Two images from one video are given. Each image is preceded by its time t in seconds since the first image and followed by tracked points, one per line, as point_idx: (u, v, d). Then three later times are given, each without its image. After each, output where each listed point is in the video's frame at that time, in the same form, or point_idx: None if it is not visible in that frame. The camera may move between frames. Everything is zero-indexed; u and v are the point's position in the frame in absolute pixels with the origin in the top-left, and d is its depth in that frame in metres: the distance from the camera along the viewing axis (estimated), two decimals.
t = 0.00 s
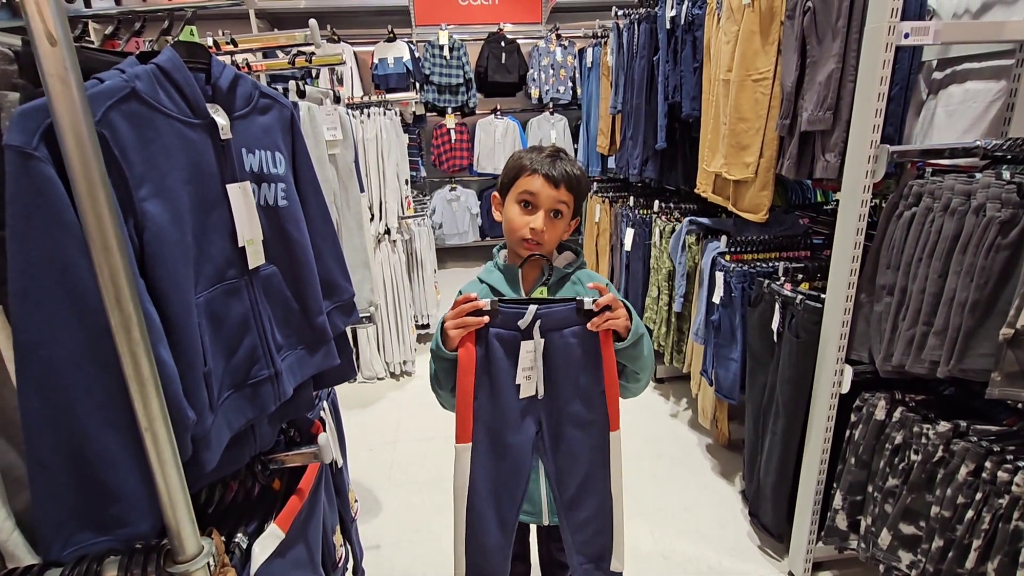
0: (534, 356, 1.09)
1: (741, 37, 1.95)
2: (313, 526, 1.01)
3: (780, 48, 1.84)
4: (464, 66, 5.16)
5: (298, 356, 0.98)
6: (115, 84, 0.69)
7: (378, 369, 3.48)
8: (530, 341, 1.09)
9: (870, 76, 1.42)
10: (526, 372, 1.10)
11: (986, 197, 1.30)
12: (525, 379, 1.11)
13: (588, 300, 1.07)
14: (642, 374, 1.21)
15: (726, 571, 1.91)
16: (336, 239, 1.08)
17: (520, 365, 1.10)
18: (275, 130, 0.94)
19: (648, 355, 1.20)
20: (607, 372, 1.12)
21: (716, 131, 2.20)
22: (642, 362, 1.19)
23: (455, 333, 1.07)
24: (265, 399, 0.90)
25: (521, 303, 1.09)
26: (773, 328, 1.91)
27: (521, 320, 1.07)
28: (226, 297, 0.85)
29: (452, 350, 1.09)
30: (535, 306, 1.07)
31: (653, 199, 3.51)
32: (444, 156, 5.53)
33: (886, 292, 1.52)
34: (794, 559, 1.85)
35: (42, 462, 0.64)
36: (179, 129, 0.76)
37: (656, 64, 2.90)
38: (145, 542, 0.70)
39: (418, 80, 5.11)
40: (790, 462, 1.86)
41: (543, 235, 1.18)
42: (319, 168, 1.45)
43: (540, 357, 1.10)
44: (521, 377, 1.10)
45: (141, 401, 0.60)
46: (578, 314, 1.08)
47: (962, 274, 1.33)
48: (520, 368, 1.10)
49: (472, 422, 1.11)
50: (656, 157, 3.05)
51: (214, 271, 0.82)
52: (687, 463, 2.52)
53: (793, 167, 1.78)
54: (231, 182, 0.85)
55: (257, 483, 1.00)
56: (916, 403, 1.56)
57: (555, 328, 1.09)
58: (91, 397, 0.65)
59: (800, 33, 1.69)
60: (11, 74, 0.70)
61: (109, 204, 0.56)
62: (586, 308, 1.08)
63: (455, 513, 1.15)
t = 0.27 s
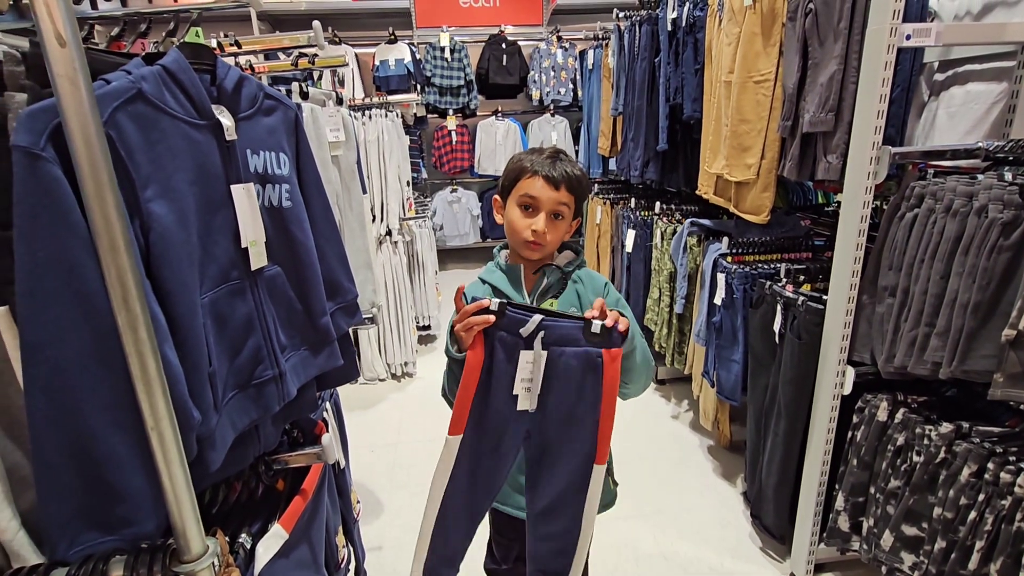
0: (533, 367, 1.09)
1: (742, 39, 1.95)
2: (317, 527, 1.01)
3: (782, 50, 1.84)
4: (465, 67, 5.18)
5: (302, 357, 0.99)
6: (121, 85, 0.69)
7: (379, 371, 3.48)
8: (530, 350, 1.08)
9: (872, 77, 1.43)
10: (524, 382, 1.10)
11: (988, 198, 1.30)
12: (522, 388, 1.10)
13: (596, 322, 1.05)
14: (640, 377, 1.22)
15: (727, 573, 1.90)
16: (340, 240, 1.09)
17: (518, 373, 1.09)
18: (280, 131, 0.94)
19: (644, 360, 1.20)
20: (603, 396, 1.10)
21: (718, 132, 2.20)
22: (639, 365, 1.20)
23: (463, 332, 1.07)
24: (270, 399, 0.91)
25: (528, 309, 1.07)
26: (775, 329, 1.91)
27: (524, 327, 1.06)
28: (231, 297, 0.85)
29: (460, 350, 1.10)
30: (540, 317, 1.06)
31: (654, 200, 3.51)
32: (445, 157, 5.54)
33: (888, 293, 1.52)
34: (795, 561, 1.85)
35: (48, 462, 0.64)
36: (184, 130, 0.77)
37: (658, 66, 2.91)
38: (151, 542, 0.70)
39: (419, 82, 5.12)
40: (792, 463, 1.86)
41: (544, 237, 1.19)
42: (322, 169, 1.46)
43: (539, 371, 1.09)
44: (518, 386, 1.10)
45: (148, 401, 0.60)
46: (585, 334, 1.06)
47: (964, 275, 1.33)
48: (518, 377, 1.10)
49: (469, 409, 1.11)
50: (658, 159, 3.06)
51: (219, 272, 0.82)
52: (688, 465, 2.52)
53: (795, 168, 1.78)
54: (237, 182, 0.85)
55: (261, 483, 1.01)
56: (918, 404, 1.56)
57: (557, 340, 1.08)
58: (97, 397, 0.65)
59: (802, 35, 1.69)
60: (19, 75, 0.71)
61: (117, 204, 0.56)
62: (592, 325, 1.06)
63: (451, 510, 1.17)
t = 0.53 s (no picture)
0: (542, 335, 1.08)
1: (742, 41, 1.96)
2: (317, 528, 1.01)
3: (781, 52, 1.85)
4: (466, 69, 5.20)
5: (303, 359, 1.00)
6: (124, 89, 0.70)
7: (380, 372, 3.48)
8: (534, 320, 1.08)
9: (871, 80, 1.43)
10: (536, 354, 1.09)
11: (987, 201, 1.30)
12: (536, 361, 1.10)
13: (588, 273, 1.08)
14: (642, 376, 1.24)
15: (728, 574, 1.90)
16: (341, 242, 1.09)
17: (528, 346, 1.09)
18: (281, 134, 0.94)
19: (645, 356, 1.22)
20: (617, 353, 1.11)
21: (717, 135, 2.20)
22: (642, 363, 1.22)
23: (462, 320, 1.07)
24: (271, 401, 0.91)
25: (519, 284, 1.09)
26: (775, 331, 1.91)
27: (521, 300, 1.07)
28: (233, 299, 0.85)
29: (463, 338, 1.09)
30: (532, 284, 1.07)
31: (654, 202, 3.52)
32: (445, 159, 5.55)
33: (888, 295, 1.53)
34: (795, 562, 1.85)
35: (50, 463, 0.64)
36: (187, 133, 0.77)
37: (658, 68, 2.91)
38: (152, 543, 0.70)
39: (420, 84, 5.13)
40: (792, 465, 1.86)
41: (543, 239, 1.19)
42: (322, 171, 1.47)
43: (548, 335, 1.08)
44: (530, 360, 1.09)
45: (150, 402, 0.61)
46: (579, 288, 1.09)
47: (963, 277, 1.33)
48: (528, 351, 1.09)
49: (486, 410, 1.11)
50: (657, 161, 3.06)
51: (221, 274, 0.83)
52: (688, 467, 2.52)
53: (795, 170, 1.79)
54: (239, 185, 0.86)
55: (261, 485, 1.02)
56: (918, 406, 1.56)
57: (557, 303, 1.08)
58: (99, 398, 0.66)
59: (801, 38, 1.70)
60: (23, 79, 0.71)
61: (120, 208, 0.57)
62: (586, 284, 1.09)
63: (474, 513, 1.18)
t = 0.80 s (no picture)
0: (537, 346, 1.08)
1: (742, 44, 1.96)
2: (319, 529, 1.01)
3: (781, 55, 1.85)
4: (466, 71, 5.21)
5: (304, 360, 1.01)
6: (128, 92, 0.70)
7: (380, 374, 3.49)
8: (532, 330, 1.07)
9: (871, 83, 1.44)
10: (526, 362, 1.09)
11: (986, 204, 1.31)
12: (524, 369, 1.10)
13: (588, 278, 1.09)
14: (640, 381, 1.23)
15: None
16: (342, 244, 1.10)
17: (522, 355, 1.08)
18: (283, 137, 0.95)
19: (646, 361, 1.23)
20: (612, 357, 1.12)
21: (717, 137, 2.21)
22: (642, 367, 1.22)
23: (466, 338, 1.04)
24: (272, 402, 0.92)
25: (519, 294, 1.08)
26: (775, 333, 1.91)
27: (523, 311, 1.06)
28: (234, 301, 0.86)
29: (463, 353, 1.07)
30: (535, 294, 1.06)
31: (654, 204, 3.52)
32: (446, 160, 5.56)
33: (887, 297, 1.53)
34: (795, 564, 1.85)
35: (54, 464, 0.65)
36: (190, 136, 0.78)
37: (658, 71, 2.92)
38: (155, 543, 0.70)
39: (420, 85, 5.14)
40: (792, 467, 1.86)
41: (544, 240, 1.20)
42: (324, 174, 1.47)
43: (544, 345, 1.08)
44: (521, 368, 1.09)
45: (153, 404, 0.61)
46: (579, 294, 1.10)
47: (962, 279, 1.34)
48: (521, 358, 1.08)
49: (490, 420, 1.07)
50: (658, 162, 3.07)
51: (223, 276, 0.83)
52: (688, 468, 2.52)
53: (795, 173, 1.79)
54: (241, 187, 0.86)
55: (263, 486, 1.03)
56: (918, 408, 1.56)
57: (557, 309, 1.09)
58: (103, 400, 0.66)
59: (801, 41, 1.70)
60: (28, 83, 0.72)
61: (125, 211, 0.57)
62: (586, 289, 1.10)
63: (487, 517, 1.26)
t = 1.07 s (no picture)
0: (552, 367, 1.10)
1: (741, 46, 1.97)
2: (318, 530, 1.02)
3: (780, 57, 1.86)
4: (466, 72, 5.22)
5: (304, 361, 1.02)
6: (130, 94, 0.71)
7: (379, 374, 3.49)
8: (546, 352, 1.10)
9: (870, 86, 1.44)
10: (544, 387, 1.11)
11: (984, 206, 1.31)
12: (543, 394, 1.11)
13: (592, 293, 1.10)
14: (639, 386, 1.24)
15: None
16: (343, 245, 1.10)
17: (539, 379, 1.10)
18: (284, 138, 0.95)
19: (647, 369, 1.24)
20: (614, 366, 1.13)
21: (717, 139, 2.22)
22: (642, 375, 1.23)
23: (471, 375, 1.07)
24: (273, 403, 0.92)
25: (527, 319, 1.09)
26: (774, 334, 1.91)
27: (534, 335, 1.08)
28: (235, 302, 0.86)
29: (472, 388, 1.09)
30: (543, 318, 1.08)
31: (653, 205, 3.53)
32: (446, 161, 5.56)
33: (886, 299, 1.54)
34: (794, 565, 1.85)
35: (55, 465, 0.65)
36: (191, 138, 0.78)
37: (658, 72, 2.93)
38: (155, 544, 0.71)
39: (420, 86, 5.14)
40: (791, 468, 1.87)
41: (545, 242, 1.20)
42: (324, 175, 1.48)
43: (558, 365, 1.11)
44: (538, 393, 1.10)
45: (154, 405, 0.61)
46: (586, 309, 1.11)
47: (960, 281, 1.34)
48: (538, 384, 1.10)
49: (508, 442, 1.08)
50: (657, 164, 3.07)
51: (224, 277, 0.83)
52: (687, 470, 2.53)
53: (794, 175, 1.79)
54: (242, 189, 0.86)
55: (263, 486, 1.02)
56: (916, 410, 1.56)
57: (568, 326, 1.10)
58: (104, 400, 0.66)
59: (800, 43, 1.71)
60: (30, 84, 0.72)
61: (127, 213, 0.57)
62: (592, 303, 1.11)
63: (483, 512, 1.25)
